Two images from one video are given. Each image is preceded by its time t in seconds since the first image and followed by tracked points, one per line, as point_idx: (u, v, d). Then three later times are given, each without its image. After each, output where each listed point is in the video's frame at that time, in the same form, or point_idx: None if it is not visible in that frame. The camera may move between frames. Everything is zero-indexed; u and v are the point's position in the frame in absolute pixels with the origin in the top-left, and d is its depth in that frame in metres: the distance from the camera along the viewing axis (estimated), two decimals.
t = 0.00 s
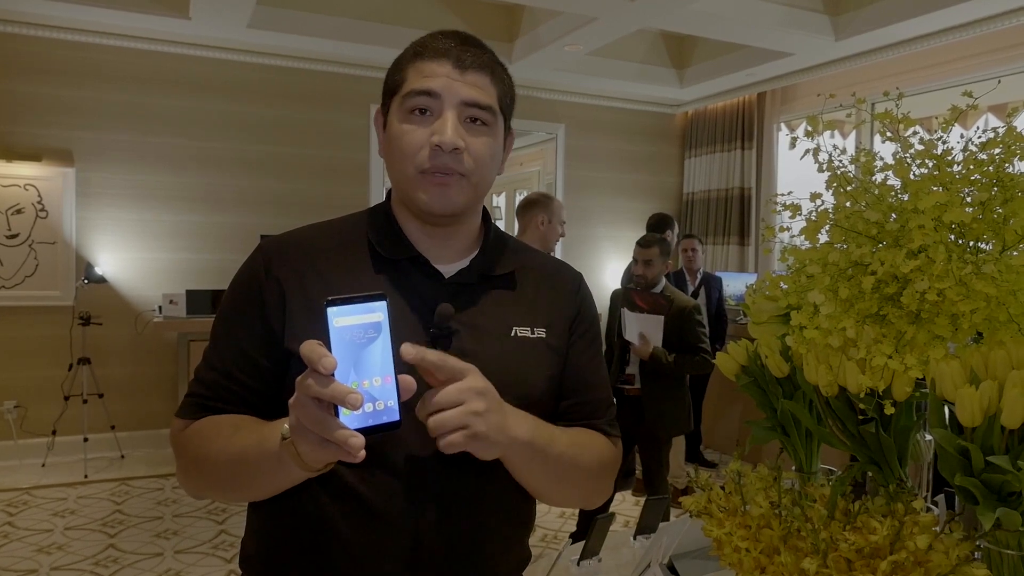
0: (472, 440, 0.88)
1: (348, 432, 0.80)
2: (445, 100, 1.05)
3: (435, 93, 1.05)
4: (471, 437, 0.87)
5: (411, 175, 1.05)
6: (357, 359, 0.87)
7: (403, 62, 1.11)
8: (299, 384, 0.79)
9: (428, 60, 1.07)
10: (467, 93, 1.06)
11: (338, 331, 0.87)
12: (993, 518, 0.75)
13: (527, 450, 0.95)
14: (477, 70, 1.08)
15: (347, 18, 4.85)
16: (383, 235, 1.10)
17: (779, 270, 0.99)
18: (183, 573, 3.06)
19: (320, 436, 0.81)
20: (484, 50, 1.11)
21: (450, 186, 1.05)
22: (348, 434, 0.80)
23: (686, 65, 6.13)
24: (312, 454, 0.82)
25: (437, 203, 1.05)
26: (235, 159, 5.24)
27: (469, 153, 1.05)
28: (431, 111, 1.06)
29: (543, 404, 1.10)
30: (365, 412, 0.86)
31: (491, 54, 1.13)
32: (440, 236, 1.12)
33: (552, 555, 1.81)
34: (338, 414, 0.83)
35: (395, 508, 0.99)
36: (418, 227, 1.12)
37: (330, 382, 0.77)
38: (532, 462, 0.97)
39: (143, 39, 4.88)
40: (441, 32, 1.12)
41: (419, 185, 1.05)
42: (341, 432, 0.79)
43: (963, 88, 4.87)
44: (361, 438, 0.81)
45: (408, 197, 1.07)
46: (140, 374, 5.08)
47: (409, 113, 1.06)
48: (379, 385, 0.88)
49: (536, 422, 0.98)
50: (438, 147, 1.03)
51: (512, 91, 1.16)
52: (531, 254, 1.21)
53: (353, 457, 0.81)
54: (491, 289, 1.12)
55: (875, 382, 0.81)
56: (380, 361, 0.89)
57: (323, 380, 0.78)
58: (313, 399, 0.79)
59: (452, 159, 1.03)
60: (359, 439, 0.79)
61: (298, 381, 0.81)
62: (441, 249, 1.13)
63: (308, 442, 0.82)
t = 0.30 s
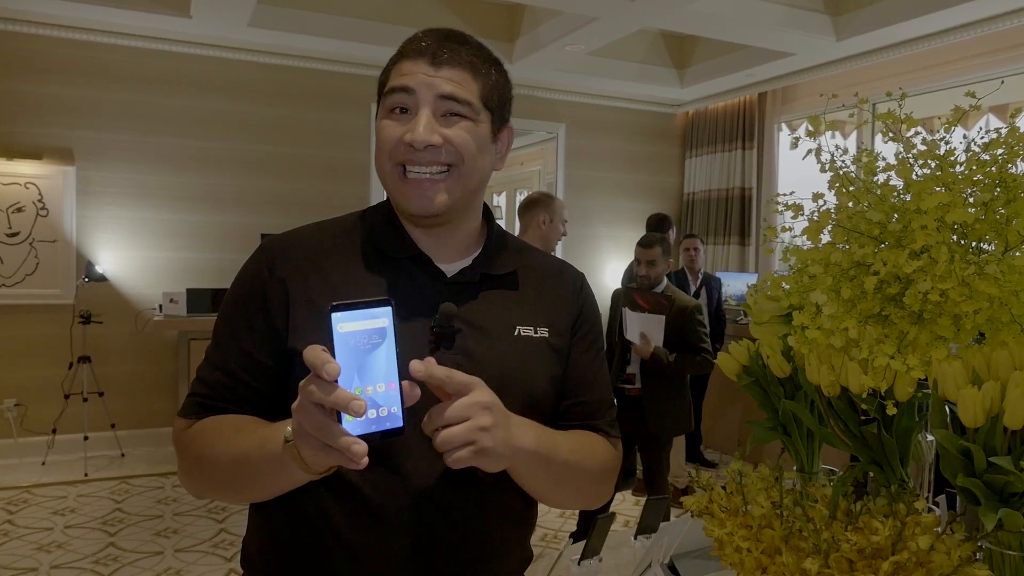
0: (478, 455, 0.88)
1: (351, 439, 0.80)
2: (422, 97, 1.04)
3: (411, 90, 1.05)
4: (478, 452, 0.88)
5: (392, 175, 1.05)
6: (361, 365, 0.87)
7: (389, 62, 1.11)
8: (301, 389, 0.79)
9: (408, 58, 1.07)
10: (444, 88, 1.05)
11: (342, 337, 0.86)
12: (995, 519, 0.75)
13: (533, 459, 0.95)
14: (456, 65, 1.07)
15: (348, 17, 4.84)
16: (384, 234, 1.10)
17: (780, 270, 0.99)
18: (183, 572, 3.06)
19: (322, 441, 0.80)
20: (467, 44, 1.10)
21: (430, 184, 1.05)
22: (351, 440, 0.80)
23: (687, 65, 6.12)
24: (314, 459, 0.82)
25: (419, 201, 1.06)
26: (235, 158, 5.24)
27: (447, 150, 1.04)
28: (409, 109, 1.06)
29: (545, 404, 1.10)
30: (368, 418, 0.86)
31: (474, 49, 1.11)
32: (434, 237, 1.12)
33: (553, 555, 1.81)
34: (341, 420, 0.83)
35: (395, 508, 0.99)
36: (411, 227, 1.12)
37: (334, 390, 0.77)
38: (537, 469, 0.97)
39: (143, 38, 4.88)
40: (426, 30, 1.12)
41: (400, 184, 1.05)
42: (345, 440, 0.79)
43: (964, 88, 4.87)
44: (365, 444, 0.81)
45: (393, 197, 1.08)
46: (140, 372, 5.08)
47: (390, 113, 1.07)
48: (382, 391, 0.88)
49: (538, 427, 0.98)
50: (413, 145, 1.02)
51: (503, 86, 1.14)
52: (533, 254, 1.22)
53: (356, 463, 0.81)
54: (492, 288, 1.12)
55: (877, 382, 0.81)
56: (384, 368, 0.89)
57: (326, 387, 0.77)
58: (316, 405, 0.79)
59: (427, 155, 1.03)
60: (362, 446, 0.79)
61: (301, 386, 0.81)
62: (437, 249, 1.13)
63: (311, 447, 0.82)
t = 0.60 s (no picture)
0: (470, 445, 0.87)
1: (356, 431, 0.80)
2: (430, 91, 1.05)
3: (420, 85, 1.05)
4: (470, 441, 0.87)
5: (401, 170, 1.05)
6: (367, 358, 0.87)
7: (394, 59, 1.12)
8: (309, 381, 0.79)
9: (416, 54, 1.08)
10: (453, 83, 1.05)
11: (350, 330, 0.87)
12: (997, 519, 0.75)
13: (531, 453, 0.95)
14: (464, 60, 1.08)
15: (349, 16, 4.84)
16: (386, 233, 1.10)
17: (781, 270, 0.99)
18: (183, 570, 3.06)
19: (328, 434, 0.80)
20: (472, 40, 1.11)
21: (440, 178, 1.04)
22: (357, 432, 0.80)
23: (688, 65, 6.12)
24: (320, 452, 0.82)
25: (428, 195, 1.05)
26: (236, 156, 5.24)
27: (456, 144, 1.04)
28: (418, 103, 1.06)
29: (546, 404, 1.10)
30: (374, 411, 0.86)
31: (479, 44, 1.12)
32: (441, 232, 1.12)
33: (553, 554, 1.81)
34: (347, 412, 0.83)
35: (397, 507, 0.99)
36: (418, 224, 1.11)
37: (341, 381, 0.77)
38: (536, 464, 0.97)
39: (144, 36, 4.88)
40: (431, 27, 1.13)
41: (410, 178, 1.05)
42: (351, 432, 0.79)
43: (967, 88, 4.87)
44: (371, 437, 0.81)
45: (401, 192, 1.07)
46: (140, 371, 5.09)
47: (398, 108, 1.07)
48: (389, 385, 0.88)
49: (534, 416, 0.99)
50: (423, 138, 1.02)
51: (507, 83, 1.15)
52: (534, 253, 1.21)
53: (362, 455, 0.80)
54: (494, 287, 1.12)
55: (879, 382, 0.81)
56: (390, 361, 0.88)
57: (333, 378, 0.78)
58: (322, 397, 0.79)
59: (438, 149, 1.03)
60: (369, 438, 0.78)
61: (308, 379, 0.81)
62: (443, 247, 1.13)
63: (317, 440, 0.82)
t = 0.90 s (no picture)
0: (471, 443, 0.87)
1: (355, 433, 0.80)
2: (432, 89, 1.05)
3: (421, 83, 1.05)
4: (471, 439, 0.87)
5: (402, 168, 1.05)
6: (365, 359, 0.87)
7: (394, 57, 1.12)
8: (306, 384, 0.79)
9: (416, 52, 1.08)
10: (454, 81, 1.06)
11: (347, 331, 0.87)
12: (997, 519, 0.75)
13: (532, 454, 0.95)
14: (465, 58, 1.08)
15: (348, 15, 4.84)
16: (385, 234, 1.10)
17: (781, 270, 0.99)
18: (184, 570, 3.06)
19: (326, 436, 0.80)
20: (472, 40, 1.12)
21: (441, 176, 1.04)
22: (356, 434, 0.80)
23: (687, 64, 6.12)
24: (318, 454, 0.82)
25: (428, 193, 1.05)
26: (236, 156, 5.23)
27: (458, 141, 1.04)
28: (419, 101, 1.06)
29: (545, 404, 1.10)
30: (373, 412, 0.86)
31: (479, 43, 1.13)
32: (441, 230, 1.12)
33: (553, 554, 1.81)
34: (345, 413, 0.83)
35: (397, 507, 0.98)
36: (418, 222, 1.11)
37: (338, 384, 0.77)
38: (535, 465, 0.97)
39: (144, 36, 4.88)
40: (431, 26, 1.13)
41: (411, 176, 1.04)
42: (349, 434, 0.79)
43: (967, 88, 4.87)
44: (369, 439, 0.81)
45: (402, 190, 1.07)
46: (140, 370, 5.09)
47: (399, 106, 1.07)
48: (387, 386, 0.88)
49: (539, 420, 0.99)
50: (425, 136, 1.02)
51: (507, 83, 1.16)
52: (534, 253, 1.21)
53: (361, 458, 0.80)
54: (492, 287, 1.12)
55: (879, 382, 0.81)
56: (389, 362, 0.88)
57: (330, 381, 0.77)
58: (320, 399, 0.79)
59: (440, 146, 1.03)
60: (368, 440, 0.78)
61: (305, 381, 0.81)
62: (442, 246, 1.13)
63: (314, 442, 0.82)
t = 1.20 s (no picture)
0: (543, 555, 0.94)
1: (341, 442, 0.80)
2: (440, 90, 1.05)
3: (430, 83, 1.05)
4: (546, 552, 0.94)
5: (406, 168, 1.05)
6: (347, 366, 0.87)
7: (399, 54, 1.11)
8: (288, 393, 0.78)
9: (424, 51, 1.08)
10: (462, 83, 1.06)
11: (328, 338, 0.86)
12: (996, 519, 0.75)
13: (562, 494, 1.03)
14: (473, 61, 1.08)
15: (348, 16, 4.84)
16: (384, 234, 1.09)
17: (780, 270, 0.99)
18: (183, 571, 3.06)
19: (311, 445, 0.80)
20: (480, 42, 1.12)
21: (446, 178, 1.05)
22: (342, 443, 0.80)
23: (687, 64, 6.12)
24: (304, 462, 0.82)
25: (431, 194, 1.05)
26: (235, 156, 5.23)
27: (465, 144, 1.04)
28: (426, 101, 1.06)
29: (542, 406, 1.10)
30: (355, 419, 0.87)
31: (485, 45, 1.13)
32: (440, 233, 1.12)
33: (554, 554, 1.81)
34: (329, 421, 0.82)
35: (395, 508, 0.98)
36: (417, 223, 1.11)
37: (320, 393, 0.77)
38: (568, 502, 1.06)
39: (143, 37, 4.88)
40: (438, 25, 1.13)
41: (416, 177, 1.04)
42: (333, 441, 0.79)
43: (966, 87, 4.87)
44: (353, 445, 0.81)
45: (404, 191, 1.06)
46: (140, 371, 5.09)
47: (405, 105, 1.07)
48: (369, 392, 0.89)
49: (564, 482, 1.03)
50: (433, 137, 1.02)
51: (511, 86, 1.17)
52: (531, 254, 1.22)
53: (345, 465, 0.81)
54: (490, 289, 1.12)
55: (877, 382, 0.81)
56: (371, 367, 0.89)
57: (312, 390, 0.77)
58: (302, 409, 0.78)
59: (447, 148, 1.03)
60: (352, 447, 0.78)
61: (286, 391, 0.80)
62: (441, 248, 1.13)
63: (300, 451, 0.82)
